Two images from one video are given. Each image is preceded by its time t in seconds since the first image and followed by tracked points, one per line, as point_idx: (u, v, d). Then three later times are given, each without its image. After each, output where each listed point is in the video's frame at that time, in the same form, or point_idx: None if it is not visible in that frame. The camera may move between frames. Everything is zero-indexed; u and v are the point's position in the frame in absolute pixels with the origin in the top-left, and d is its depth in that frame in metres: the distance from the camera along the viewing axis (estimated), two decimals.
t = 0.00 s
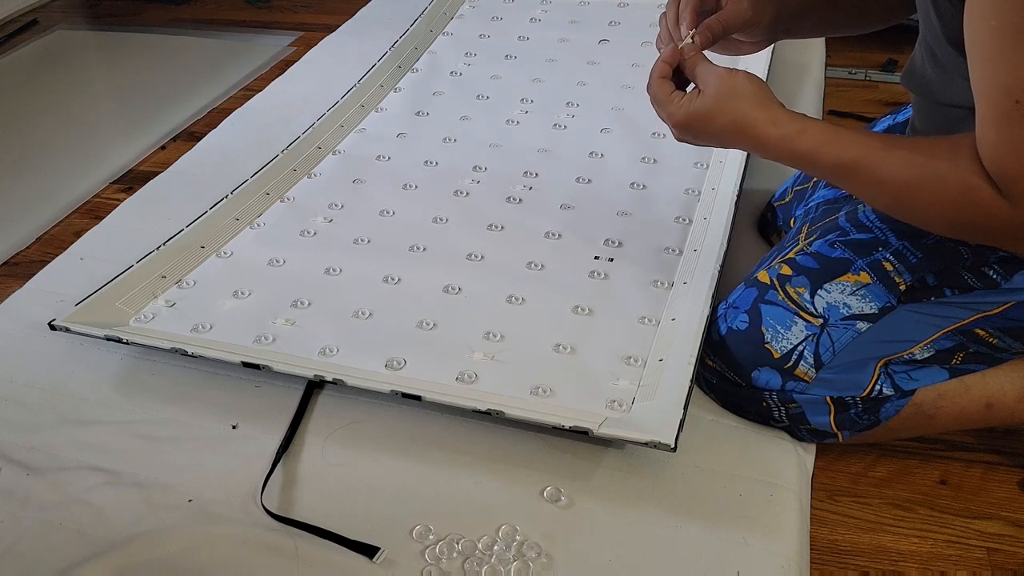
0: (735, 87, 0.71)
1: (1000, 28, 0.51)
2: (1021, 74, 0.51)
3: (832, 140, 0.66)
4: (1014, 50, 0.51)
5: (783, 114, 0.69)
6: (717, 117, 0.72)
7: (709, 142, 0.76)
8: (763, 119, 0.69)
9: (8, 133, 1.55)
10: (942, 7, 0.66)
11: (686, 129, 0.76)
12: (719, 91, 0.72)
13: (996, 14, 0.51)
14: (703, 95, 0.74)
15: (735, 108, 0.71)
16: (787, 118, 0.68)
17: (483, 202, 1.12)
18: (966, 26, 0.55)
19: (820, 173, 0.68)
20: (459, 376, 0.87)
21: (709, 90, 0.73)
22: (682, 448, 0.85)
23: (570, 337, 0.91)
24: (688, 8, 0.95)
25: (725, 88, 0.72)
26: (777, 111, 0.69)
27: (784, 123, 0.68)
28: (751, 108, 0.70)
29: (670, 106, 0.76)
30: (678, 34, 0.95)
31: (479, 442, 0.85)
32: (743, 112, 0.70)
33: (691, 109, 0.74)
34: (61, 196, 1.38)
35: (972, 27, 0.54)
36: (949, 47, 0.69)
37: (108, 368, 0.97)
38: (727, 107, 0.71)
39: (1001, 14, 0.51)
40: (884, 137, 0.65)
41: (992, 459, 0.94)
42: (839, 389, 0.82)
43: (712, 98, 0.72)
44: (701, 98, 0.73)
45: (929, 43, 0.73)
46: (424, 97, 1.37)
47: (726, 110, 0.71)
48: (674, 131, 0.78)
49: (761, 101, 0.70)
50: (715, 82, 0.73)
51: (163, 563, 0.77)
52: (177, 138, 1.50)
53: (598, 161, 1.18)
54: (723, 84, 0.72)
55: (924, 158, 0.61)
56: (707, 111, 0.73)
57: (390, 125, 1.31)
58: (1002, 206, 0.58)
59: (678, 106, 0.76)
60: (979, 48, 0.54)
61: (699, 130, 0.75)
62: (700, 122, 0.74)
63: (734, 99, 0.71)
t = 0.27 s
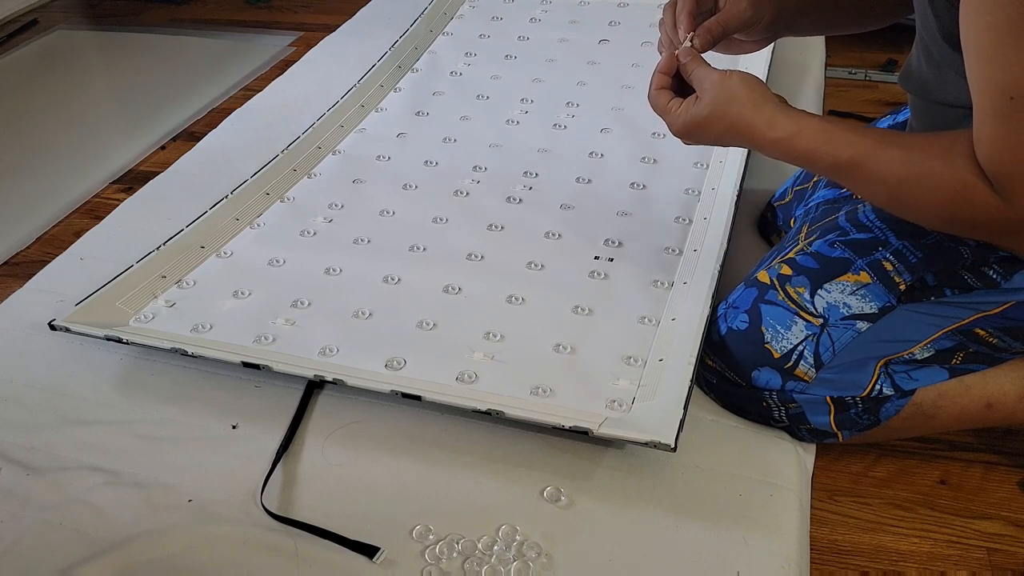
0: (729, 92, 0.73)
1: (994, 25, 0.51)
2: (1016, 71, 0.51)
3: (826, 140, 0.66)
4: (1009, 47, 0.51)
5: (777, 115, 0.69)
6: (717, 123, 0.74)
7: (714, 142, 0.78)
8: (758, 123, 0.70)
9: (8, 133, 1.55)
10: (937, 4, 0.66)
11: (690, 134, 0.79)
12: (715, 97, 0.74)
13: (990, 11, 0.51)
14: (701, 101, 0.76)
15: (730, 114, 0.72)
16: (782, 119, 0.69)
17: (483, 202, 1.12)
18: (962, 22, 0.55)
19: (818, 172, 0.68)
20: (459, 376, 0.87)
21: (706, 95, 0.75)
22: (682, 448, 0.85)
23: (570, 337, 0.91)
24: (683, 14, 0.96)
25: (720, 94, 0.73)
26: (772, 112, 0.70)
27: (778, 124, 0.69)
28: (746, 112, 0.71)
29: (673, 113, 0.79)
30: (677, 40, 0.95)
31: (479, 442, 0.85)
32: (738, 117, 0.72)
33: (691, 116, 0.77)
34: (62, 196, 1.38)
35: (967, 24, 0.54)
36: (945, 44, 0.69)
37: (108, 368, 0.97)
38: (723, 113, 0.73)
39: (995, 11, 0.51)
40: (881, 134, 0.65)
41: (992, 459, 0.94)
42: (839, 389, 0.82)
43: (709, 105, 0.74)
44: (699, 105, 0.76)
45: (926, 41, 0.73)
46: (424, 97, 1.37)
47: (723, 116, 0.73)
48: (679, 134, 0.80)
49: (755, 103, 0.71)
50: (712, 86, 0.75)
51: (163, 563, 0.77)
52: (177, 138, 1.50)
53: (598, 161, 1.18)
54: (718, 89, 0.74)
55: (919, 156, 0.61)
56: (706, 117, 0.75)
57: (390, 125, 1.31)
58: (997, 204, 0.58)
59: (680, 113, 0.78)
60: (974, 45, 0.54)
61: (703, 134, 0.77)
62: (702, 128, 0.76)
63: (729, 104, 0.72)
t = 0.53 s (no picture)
0: (728, 92, 0.73)
1: (992, 23, 0.51)
2: (1015, 70, 0.51)
3: (825, 140, 0.66)
4: (1006, 46, 0.51)
5: (776, 115, 0.69)
6: (715, 123, 0.74)
7: (712, 144, 0.78)
8: (757, 123, 0.70)
9: (8, 133, 1.55)
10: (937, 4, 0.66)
11: (688, 134, 0.78)
12: (713, 98, 0.74)
13: (988, 9, 0.51)
14: (700, 101, 0.76)
15: (729, 114, 0.72)
16: (781, 119, 0.69)
17: (482, 202, 1.12)
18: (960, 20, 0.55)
19: (817, 172, 0.68)
20: (459, 376, 0.87)
21: (705, 96, 0.75)
22: (682, 448, 0.85)
23: (570, 337, 0.91)
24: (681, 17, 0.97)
25: (719, 94, 0.73)
26: (770, 113, 0.70)
27: (777, 125, 0.69)
28: (744, 112, 0.71)
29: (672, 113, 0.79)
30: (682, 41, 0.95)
31: (479, 442, 0.85)
32: (736, 117, 0.72)
33: (689, 117, 0.76)
34: (62, 196, 1.38)
35: (965, 23, 0.54)
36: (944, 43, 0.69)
37: (108, 368, 0.97)
38: (722, 113, 0.73)
39: (993, 10, 0.51)
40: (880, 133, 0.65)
41: (992, 459, 0.94)
42: (839, 388, 0.82)
43: (708, 105, 0.74)
44: (698, 104, 0.76)
45: (926, 41, 0.73)
46: (424, 97, 1.37)
47: (721, 116, 0.73)
48: (678, 135, 0.80)
49: (754, 104, 0.71)
50: (711, 86, 0.75)
51: (163, 563, 0.77)
52: (177, 138, 1.50)
53: (598, 161, 1.18)
54: (716, 89, 0.74)
55: (919, 155, 0.61)
56: (705, 117, 0.75)
57: (390, 125, 1.31)
58: (997, 203, 0.58)
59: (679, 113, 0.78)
60: (972, 43, 0.54)
61: (701, 135, 0.77)
62: (700, 128, 0.76)
63: (728, 104, 0.72)
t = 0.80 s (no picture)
0: (728, 98, 0.73)
1: (994, 23, 0.52)
2: (1017, 69, 0.51)
3: (825, 144, 0.66)
4: (1008, 45, 0.51)
5: (776, 120, 0.70)
6: (715, 128, 0.74)
7: (712, 149, 0.78)
8: (756, 127, 0.71)
9: (8, 133, 1.55)
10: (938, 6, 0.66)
11: (688, 139, 0.79)
12: (713, 103, 0.74)
13: (990, 9, 0.51)
14: (700, 106, 0.76)
15: (729, 118, 0.73)
16: (780, 124, 0.69)
17: (482, 202, 1.12)
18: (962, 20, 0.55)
19: (817, 176, 0.68)
20: (459, 376, 0.87)
21: (705, 101, 0.76)
22: (682, 448, 0.85)
23: (570, 337, 0.91)
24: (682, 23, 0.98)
25: (719, 99, 0.74)
26: (770, 118, 0.70)
27: (777, 129, 0.69)
28: (744, 117, 0.72)
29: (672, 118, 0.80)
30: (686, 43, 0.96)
31: (479, 442, 0.85)
32: (737, 122, 0.72)
33: (689, 122, 0.77)
34: (62, 196, 1.38)
35: (968, 23, 0.54)
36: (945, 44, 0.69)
37: (108, 368, 0.97)
38: (722, 118, 0.73)
39: (996, 9, 0.51)
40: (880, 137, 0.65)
41: (992, 459, 0.94)
42: (839, 388, 0.82)
43: (708, 110, 0.75)
44: (698, 109, 0.76)
45: (926, 42, 0.73)
46: (424, 97, 1.37)
47: (721, 121, 0.74)
48: (678, 140, 0.80)
49: (754, 109, 0.71)
50: (711, 92, 0.75)
51: (163, 563, 0.77)
52: (177, 138, 1.50)
53: (598, 161, 1.18)
54: (717, 94, 0.74)
55: (920, 158, 0.61)
56: (705, 122, 0.75)
57: (390, 125, 1.31)
58: (998, 204, 0.57)
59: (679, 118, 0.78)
60: (974, 43, 0.54)
61: (701, 140, 0.77)
62: (700, 133, 0.77)
63: (728, 109, 0.73)
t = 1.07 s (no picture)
0: (729, 100, 0.73)
1: (995, 23, 0.52)
2: (1017, 70, 0.51)
3: (826, 146, 0.66)
4: (1009, 46, 0.51)
5: (777, 122, 0.70)
6: (717, 130, 0.75)
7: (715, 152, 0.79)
8: (757, 129, 0.71)
9: (8, 133, 1.55)
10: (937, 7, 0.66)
11: (691, 141, 0.79)
12: (715, 106, 0.75)
13: (991, 10, 0.51)
14: (702, 109, 0.76)
15: (730, 121, 0.73)
16: (781, 126, 0.69)
17: (482, 202, 1.12)
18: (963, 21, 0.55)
19: (819, 178, 0.68)
20: (459, 376, 0.87)
21: (707, 104, 0.76)
22: (682, 448, 0.85)
23: (570, 337, 0.91)
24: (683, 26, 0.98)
25: (721, 102, 0.74)
26: (772, 119, 0.70)
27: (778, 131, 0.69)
28: (745, 119, 0.72)
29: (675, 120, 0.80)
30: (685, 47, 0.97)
31: (479, 442, 0.85)
32: (738, 124, 0.72)
33: (692, 124, 0.77)
34: (62, 196, 1.38)
35: (968, 23, 0.54)
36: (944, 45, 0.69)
37: (108, 368, 0.97)
38: (723, 120, 0.73)
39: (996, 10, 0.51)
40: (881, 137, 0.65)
41: (992, 459, 0.94)
42: (839, 388, 0.82)
43: (710, 112, 0.75)
44: (700, 112, 0.76)
45: (927, 42, 0.73)
46: (424, 97, 1.37)
47: (723, 123, 0.74)
48: (681, 142, 0.80)
49: (755, 111, 0.71)
50: (713, 94, 0.76)
51: (163, 563, 0.77)
52: (177, 138, 1.50)
53: (598, 161, 1.18)
54: (719, 97, 0.75)
55: (920, 159, 0.61)
56: (707, 124, 0.75)
57: (390, 125, 1.31)
58: (998, 205, 0.57)
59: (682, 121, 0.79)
60: (975, 43, 0.54)
61: (703, 142, 0.78)
62: (702, 135, 0.77)
63: (729, 112, 0.73)
